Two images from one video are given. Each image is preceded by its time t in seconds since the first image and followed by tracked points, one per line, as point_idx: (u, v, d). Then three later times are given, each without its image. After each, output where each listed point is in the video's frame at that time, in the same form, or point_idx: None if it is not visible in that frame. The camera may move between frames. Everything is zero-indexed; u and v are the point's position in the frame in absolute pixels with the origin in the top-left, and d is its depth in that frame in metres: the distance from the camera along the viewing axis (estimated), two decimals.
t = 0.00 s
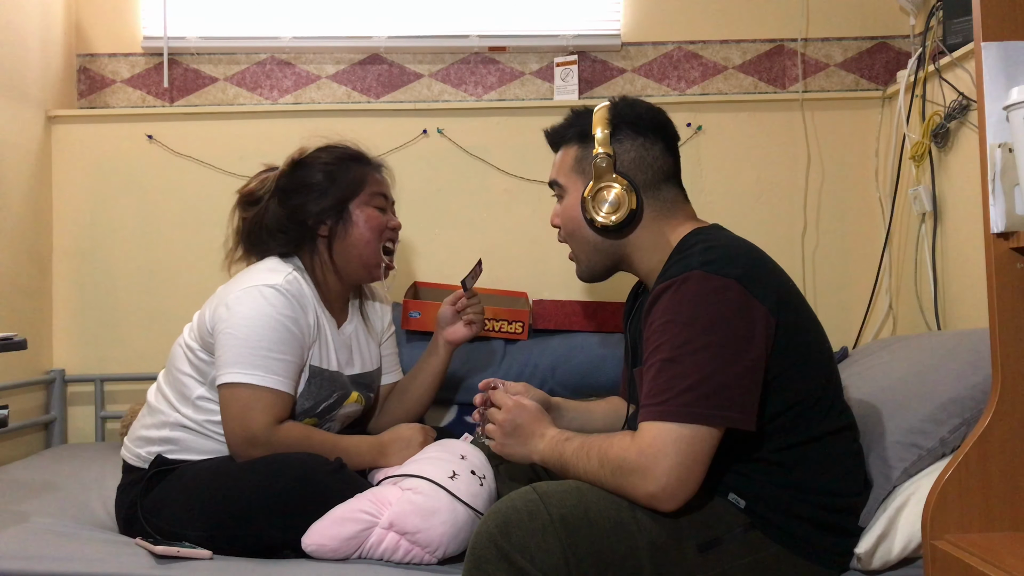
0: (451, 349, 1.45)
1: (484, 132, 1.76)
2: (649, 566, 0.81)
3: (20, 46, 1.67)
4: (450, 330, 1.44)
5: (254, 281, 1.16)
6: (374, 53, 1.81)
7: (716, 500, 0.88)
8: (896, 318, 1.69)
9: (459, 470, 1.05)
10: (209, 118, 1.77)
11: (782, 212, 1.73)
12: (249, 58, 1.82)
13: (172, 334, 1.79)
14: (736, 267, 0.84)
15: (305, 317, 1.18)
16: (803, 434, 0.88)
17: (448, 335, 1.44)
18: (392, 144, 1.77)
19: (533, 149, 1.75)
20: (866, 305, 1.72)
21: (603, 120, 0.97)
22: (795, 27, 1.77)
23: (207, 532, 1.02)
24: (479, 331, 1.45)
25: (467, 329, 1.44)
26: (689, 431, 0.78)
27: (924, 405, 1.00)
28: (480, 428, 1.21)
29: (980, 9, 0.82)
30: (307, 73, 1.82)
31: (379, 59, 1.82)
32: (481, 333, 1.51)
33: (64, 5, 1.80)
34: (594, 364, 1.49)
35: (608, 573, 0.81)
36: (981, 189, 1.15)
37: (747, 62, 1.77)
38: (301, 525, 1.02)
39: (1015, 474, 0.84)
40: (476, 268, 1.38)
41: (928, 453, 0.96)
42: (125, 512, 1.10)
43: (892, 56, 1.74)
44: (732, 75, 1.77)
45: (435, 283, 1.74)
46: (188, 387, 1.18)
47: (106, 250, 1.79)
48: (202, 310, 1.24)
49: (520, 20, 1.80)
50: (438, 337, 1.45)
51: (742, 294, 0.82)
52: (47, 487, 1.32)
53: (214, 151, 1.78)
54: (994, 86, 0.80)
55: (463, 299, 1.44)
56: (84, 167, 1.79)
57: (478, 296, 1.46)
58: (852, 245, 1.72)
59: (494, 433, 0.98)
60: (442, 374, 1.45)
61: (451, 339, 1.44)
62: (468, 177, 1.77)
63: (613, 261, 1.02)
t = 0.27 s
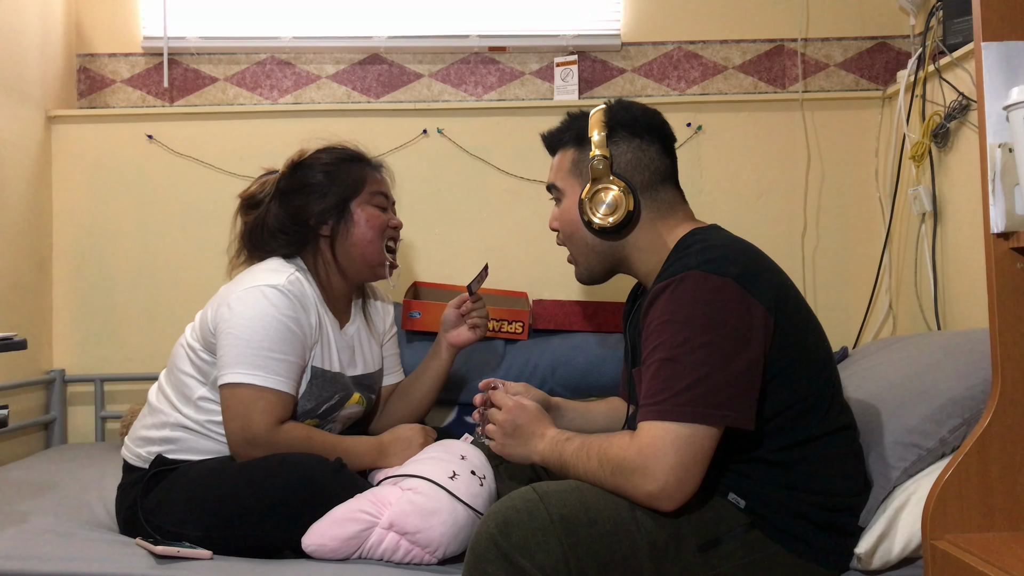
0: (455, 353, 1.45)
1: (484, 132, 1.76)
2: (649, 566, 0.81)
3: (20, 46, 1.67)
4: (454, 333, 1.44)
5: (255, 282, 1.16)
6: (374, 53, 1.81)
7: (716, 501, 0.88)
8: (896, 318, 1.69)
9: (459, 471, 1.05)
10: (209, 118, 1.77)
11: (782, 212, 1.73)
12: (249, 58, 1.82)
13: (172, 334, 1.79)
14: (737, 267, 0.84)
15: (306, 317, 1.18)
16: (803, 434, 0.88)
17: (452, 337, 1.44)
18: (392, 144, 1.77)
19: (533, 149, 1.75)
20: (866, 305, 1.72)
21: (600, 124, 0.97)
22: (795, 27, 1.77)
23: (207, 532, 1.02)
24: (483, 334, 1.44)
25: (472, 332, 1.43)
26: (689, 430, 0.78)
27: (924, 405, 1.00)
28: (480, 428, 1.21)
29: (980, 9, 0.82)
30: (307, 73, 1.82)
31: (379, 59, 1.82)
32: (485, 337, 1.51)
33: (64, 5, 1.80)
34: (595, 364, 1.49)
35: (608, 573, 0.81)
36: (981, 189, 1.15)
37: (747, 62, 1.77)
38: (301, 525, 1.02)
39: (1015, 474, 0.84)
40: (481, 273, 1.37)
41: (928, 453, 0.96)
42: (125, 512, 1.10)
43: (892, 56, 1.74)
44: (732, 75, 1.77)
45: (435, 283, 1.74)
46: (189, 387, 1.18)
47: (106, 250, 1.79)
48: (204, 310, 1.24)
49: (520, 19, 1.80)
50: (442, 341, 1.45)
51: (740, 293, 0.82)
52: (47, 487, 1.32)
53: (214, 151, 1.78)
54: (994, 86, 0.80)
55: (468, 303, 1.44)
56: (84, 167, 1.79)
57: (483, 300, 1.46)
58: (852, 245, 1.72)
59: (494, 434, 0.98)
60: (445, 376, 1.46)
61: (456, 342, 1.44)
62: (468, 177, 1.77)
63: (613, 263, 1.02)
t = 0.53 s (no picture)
0: (455, 352, 1.45)
1: (484, 132, 1.76)
2: (649, 566, 0.81)
3: (20, 46, 1.67)
4: (454, 333, 1.44)
5: (253, 282, 1.16)
6: (374, 53, 1.81)
7: (716, 500, 0.88)
8: (896, 318, 1.69)
9: (459, 470, 1.05)
10: (209, 118, 1.78)
11: (782, 211, 1.73)
12: (249, 58, 1.82)
13: (172, 333, 1.79)
14: (736, 267, 0.84)
15: (305, 317, 1.18)
16: (803, 433, 0.88)
17: (453, 337, 1.44)
18: (392, 144, 1.77)
19: (533, 149, 1.75)
20: (866, 305, 1.72)
21: (601, 123, 0.97)
22: (795, 27, 1.77)
23: (207, 532, 1.02)
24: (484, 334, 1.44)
25: (472, 332, 1.43)
26: (688, 429, 0.78)
27: (924, 404, 1.00)
28: (480, 428, 1.20)
29: (980, 9, 0.82)
30: (307, 73, 1.82)
31: (379, 59, 1.82)
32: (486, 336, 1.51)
33: (64, 5, 1.80)
34: (595, 363, 1.49)
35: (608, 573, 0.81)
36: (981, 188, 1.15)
37: (747, 62, 1.77)
38: (301, 525, 1.02)
39: (1015, 475, 0.84)
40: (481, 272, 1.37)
41: (929, 453, 0.96)
42: (125, 512, 1.10)
43: (892, 56, 1.74)
44: (732, 75, 1.77)
45: (435, 283, 1.74)
46: (188, 387, 1.18)
47: (106, 250, 1.79)
48: (202, 311, 1.24)
49: (521, 19, 1.80)
50: (442, 340, 1.45)
51: (739, 292, 0.82)
52: (47, 487, 1.32)
53: (214, 151, 1.78)
54: (994, 86, 0.80)
55: (469, 303, 1.44)
56: (84, 167, 1.79)
57: (483, 300, 1.46)
58: (852, 245, 1.72)
59: (493, 434, 0.98)
60: (445, 376, 1.45)
61: (456, 342, 1.44)
62: (468, 177, 1.77)
63: (613, 262, 1.02)
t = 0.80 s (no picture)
0: (455, 352, 1.45)
1: (484, 132, 1.76)
2: (649, 566, 0.81)
3: (20, 46, 1.67)
4: (455, 333, 1.44)
5: (251, 282, 1.16)
6: (374, 53, 1.81)
7: (717, 500, 0.88)
8: (896, 318, 1.69)
9: (459, 470, 1.05)
10: (209, 118, 1.77)
11: (782, 211, 1.73)
12: (249, 58, 1.82)
13: (172, 334, 1.79)
14: (736, 267, 0.84)
15: (303, 317, 1.18)
16: (803, 433, 0.88)
17: (453, 337, 1.44)
18: (392, 144, 1.77)
19: (533, 149, 1.75)
20: (866, 305, 1.72)
21: (602, 122, 0.97)
22: (796, 26, 1.77)
23: (207, 532, 1.02)
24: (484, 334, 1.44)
25: (472, 332, 1.43)
26: (688, 428, 0.78)
27: (924, 405, 1.00)
28: (480, 428, 1.21)
29: (980, 9, 0.82)
30: (307, 73, 1.82)
31: (379, 59, 1.82)
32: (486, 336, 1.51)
33: (64, 6, 1.80)
34: (595, 363, 1.49)
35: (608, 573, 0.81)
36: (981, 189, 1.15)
37: (747, 62, 1.77)
38: (301, 525, 1.02)
39: (1015, 474, 0.84)
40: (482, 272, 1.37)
41: (929, 453, 0.96)
42: (125, 512, 1.10)
43: (892, 56, 1.74)
44: (732, 75, 1.77)
45: (435, 283, 1.74)
46: (187, 387, 1.18)
47: (106, 250, 1.79)
48: (200, 311, 1.24)
49: (521, 19, 1.80)
50: (442, 340, 1.45)
51: (738, 291, 0.82)
52: (47, 487, 1.32)
53: (214, 151, 1.78)
54: (994, 86, 0.80)
55: (469, 303, 1.44)
56: (84, 167, 1.79)
57: (484, 300, 1.46)
58: (852, 245, 1.72)
59: (492, 434, 0.98)
60: (445, 376, 1.45)
61: (456, 341, 1.44)
62: (468, 177, 1.77)
63: (614, 262, 1.02)
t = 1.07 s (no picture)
0: (455, 352, 1.45)
1: (484, 132, 1.76)
2: (649, 566, 0.81)
3: (20, 46, 1.66)
4: (455, 333, 1.44)
5: (250, 282, 1.16)
6: (374, 53, 1.81)
7: (717, 501, 0.88)
8: (896, 318, 1.69)
9: (459, 471, 1.05)
10: (209, 118, 1.77)
11: (782, 211, 1.73)
12: (249, 58, 1.82)
13: (172, 333, 1.79)
14: (736, 267, 0.84)
15: (302, 317, 1.18)
16: (803, 433, 0.88)
17: (453, 337, 1.44)
18: (392, 144, 1.77)
19: (533, 149, 1.75)
20: (866, 305, 1.72)
21: (599, 124, 0.97)
22: (796, 27, 1.77)
23: (207, 533, 1.02)
24: (484, 333, 1.44)
25: (472, 332, 1.43)
26: (687, 427, 0.78)
27: (924, 405, 1.00)
28: (480, 428, 1.21)
29: (980, 9, 0.82)
30: (307, 73, 1.82)
31: (379, 59, 1.82)
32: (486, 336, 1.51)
33: (64, 6, 1.80)
34: (595, 364, 1.49)
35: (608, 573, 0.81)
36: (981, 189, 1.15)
37: (747, 62, 1.77)
38: (301, 525, 1.02)
39: (1015, 475, 0.84)
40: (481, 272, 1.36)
41: (928, 453, 0.96)
42: (125, 512, 1.10)
43: (892, 56, 1.74)
44: (732, 75, 1.77)
45: (435, 283, 1.74)
46: (186, 388, 1.18)
47: (106, 250, 1.79)
48: (200, 312, 1.24)
49: (521, 20, 1.80)
50: (442, 340, 1.45)
51: (736, 290, 0.82)
52: (47, 487, 1.32)
53: (214, 151, 1.78)
54: (994, 86, 0.80)
55: (469, 303, 1.44)
56: (84, 167, 1.79)
57: (484, 300, 1.46)
58: (852, 245, 1.72)
59: (491, 434, 0.98)
60: (445, 376, 1.45)
61: (456, 341, 1.44)
62: (468, 177, 1.77)
63: (611, 262, 1.02)
